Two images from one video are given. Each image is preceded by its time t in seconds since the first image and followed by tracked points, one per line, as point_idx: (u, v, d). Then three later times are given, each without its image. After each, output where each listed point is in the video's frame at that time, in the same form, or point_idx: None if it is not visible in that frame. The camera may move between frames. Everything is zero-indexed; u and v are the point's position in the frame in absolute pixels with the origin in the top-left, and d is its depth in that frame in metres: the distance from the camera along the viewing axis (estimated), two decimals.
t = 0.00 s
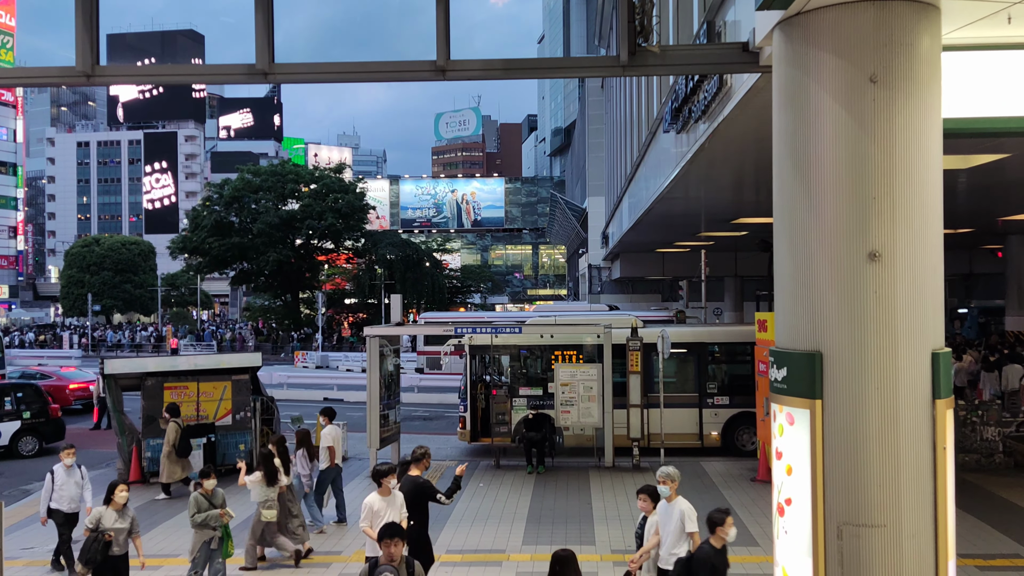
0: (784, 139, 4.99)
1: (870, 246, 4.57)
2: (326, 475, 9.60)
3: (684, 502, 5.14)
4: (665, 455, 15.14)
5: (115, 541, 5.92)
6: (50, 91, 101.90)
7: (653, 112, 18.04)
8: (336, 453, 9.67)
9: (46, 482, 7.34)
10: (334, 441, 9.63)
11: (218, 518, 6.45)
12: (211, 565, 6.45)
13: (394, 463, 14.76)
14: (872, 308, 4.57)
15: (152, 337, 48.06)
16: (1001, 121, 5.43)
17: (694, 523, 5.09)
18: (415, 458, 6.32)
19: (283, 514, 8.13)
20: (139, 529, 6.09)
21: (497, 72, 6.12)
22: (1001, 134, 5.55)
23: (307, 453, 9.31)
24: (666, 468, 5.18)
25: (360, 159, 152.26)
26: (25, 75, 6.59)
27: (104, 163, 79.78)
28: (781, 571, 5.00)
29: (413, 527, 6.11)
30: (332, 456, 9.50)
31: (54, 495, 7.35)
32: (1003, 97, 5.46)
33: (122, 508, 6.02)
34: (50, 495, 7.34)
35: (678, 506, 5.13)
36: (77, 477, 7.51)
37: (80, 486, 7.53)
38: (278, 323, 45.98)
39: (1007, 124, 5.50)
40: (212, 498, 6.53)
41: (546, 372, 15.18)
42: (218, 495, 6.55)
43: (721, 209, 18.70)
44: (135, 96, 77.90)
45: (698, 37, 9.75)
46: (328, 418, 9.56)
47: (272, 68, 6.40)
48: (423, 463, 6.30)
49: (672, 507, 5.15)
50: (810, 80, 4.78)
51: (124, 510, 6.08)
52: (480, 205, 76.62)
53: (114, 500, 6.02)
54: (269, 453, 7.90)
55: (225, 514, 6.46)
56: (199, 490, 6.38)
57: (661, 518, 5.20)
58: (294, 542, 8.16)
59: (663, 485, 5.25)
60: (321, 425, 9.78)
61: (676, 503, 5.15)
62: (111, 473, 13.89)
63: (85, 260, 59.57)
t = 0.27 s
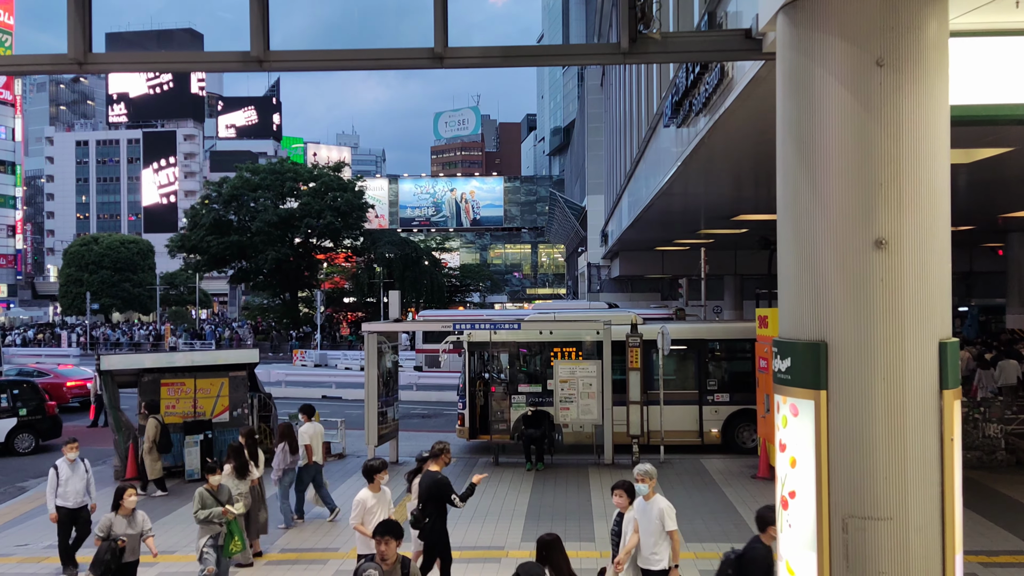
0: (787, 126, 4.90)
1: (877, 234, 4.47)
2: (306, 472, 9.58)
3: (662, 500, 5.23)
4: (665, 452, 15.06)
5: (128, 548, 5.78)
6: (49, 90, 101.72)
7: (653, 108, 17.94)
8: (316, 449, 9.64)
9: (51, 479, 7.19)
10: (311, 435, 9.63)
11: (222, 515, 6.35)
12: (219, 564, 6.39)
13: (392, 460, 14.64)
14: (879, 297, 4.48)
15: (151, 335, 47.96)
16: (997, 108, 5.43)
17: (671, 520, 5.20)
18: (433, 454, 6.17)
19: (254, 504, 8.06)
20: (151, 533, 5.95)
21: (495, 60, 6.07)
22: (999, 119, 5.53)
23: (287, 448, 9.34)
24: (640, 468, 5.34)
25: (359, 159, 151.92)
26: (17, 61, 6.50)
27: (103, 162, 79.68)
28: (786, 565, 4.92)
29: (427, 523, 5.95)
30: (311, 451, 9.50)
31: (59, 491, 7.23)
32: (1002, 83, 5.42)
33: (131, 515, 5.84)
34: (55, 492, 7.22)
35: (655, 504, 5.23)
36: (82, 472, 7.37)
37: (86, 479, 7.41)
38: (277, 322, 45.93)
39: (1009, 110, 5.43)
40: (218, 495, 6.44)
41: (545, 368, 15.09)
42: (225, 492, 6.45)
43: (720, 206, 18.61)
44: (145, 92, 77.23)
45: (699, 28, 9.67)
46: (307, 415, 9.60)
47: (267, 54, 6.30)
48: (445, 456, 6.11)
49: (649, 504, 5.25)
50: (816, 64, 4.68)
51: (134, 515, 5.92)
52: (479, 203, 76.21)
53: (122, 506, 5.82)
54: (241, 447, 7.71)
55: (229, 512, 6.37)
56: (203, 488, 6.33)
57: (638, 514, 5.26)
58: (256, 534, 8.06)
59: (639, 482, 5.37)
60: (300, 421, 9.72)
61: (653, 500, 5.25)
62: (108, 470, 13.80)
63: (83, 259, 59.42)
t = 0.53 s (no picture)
0: (791, 113, 4.81)
1: (881, 221, 4.39)
2: (288, 467, 9.55)
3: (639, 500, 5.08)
4: (664, 450, 14.98)
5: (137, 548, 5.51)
6: (47, 89, 101.64)
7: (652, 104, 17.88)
8: (297, 445, 9.56)
9: (56, 478, 7.09)
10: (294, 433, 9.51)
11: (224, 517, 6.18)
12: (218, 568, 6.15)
13: (390, 457, 14.54)
14: (884, 285, 4.39)
15: (148, 335, 47.82)
16: (1000, 96, 5.30)
17: (647, 521, 5.06)
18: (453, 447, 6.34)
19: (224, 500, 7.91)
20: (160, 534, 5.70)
21: (493, 47, 6.00)
22: (1001, 107, 5.40)
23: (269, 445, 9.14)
24: (621, 465, 5.20)
25: (358, 159, 151.68)
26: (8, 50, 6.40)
27: (101, 161, 79.56)
28: (788, 560, 4.82)
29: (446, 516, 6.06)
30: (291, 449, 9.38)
31: (65, 492, 7.15)
32: (1005, 70, 5.32)
33: (141, 513, 5.58)
34: (60, 493, 7.12)
35: (632, 504, 5.08)
36: (86, 473, 7.30)
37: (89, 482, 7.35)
38: (274, 321, 45.82)
39: (1012, 98, 5.36)
40: (219, 496, 6.27)
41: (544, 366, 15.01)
42: (226, 493, 6.28)
43: (720, 203, 18.53)
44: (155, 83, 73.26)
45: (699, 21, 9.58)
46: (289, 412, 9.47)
47: (261, 42, 6.22)
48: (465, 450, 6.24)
49: (626, 504, 5.13)
50: (820, 49, 4.58)
51: (143, 513, 5.64)
52: (477, 203, 76.19)
53: (132, 503, 5.54)
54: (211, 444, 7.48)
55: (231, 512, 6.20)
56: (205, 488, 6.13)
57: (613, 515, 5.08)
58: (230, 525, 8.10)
59: (619, 480, 5.23)
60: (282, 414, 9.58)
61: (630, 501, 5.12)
62: (103, 468, 13.72)
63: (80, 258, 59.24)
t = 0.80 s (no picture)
0: (794, 99, 4.72)
1: (887, 209, 4.30)
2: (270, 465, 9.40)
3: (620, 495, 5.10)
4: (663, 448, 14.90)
5: (151, 552, 5.30)
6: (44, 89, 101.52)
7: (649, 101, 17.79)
8: (280, 442, 9.42)
9: (65, 472, 6.93)
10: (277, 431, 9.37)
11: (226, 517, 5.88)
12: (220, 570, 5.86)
13: (387, 456, 14.43)
14: (889, 274, 4.30)
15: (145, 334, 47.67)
16: (1003, 86, 5.22)
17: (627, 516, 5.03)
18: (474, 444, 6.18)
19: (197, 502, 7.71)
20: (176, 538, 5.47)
21: (490, 36, 5.92)
22: (1002, 96, 5.32)
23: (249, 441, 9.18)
24: (600, 464, 5.27)
25: (356, 159, 151.48)
26: None
27: (98, 161, 79.44)
28: (790, 555, 4.73)
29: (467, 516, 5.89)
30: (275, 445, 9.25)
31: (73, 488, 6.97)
32: (1009, 59, 5.23)
33: (157, 516, 5.39)
34: (67, 489, 6.95)
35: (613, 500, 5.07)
36: (96, 470, 7.15)
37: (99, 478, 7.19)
38: (272, 320, 45.74)
39: (1015, 87, 5.28)
40: (219, 495, 5.95)
41: (542, 364, 14.89)
42: (226, 492, 5.96)
43: (718, 200, 18.46)
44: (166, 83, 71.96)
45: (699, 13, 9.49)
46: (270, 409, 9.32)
47: (254, 31, 6.13)
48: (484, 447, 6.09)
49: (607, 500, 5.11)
50: (823, 35, 4.50)
51: (159, 517, 5.45)
52: (476, 203, 76.14)
53: (147, 506, 5.37)
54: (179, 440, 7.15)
55: (233, 512, 5.87)
56: (205, 488, 5.82)
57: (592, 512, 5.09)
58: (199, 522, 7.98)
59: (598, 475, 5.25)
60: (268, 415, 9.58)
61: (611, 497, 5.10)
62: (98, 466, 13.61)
63: (77, 258, 59.05)
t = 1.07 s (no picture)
0: (795, 86, 4.64)
1: (890, 197, 4.22)
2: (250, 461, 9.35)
3: (597, 495, 5.00)
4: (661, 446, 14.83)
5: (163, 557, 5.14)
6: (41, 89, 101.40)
7: (648, 98, 17.70)
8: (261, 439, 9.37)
9: (70, 473, 6.82)
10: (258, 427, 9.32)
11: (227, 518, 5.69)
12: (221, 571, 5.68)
13: (383, 454, 14.35)
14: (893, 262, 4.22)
15: (142, 334, 47.54)
16: (1003, 73, 5.16)
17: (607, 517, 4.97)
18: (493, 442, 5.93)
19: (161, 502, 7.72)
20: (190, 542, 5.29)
21: (488, 24, 5.85)
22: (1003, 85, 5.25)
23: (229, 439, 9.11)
24: (578, 463, 5.18)
25: (354, 159, 151.36)
26: None
27: (95, 161, 79.29)
28: (792, 550, 4.65)
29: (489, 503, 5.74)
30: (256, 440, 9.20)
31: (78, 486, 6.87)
32: (1012, 48, 5.15)
33: (168, 519, 5.24)
34: (73, 487, 6.85)
35: (591, 500, 4.99)
36: (104, 468, 7.04)
37: (105, 477, 7.07)
38: (269, 320, 45.64)
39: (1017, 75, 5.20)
40: (219, 494, 5.71)
41: (539, 362, 14.78)
42: (226, 490, 5.72)
43: (716, 198, 18.39)
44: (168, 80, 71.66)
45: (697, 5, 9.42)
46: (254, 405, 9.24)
47: (248, 19, 6.05)
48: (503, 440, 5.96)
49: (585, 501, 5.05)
50: (826, 20, 4.41)
51: (171, 520, 5.29)
52: (473, 203, 76.11)
53: (158, 509, 5.21)
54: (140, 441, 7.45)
55: (233, 512, 5.66)
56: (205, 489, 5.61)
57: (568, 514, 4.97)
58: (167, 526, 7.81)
59: (577, 476, 5.20)
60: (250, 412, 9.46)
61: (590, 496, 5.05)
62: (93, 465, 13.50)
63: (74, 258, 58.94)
